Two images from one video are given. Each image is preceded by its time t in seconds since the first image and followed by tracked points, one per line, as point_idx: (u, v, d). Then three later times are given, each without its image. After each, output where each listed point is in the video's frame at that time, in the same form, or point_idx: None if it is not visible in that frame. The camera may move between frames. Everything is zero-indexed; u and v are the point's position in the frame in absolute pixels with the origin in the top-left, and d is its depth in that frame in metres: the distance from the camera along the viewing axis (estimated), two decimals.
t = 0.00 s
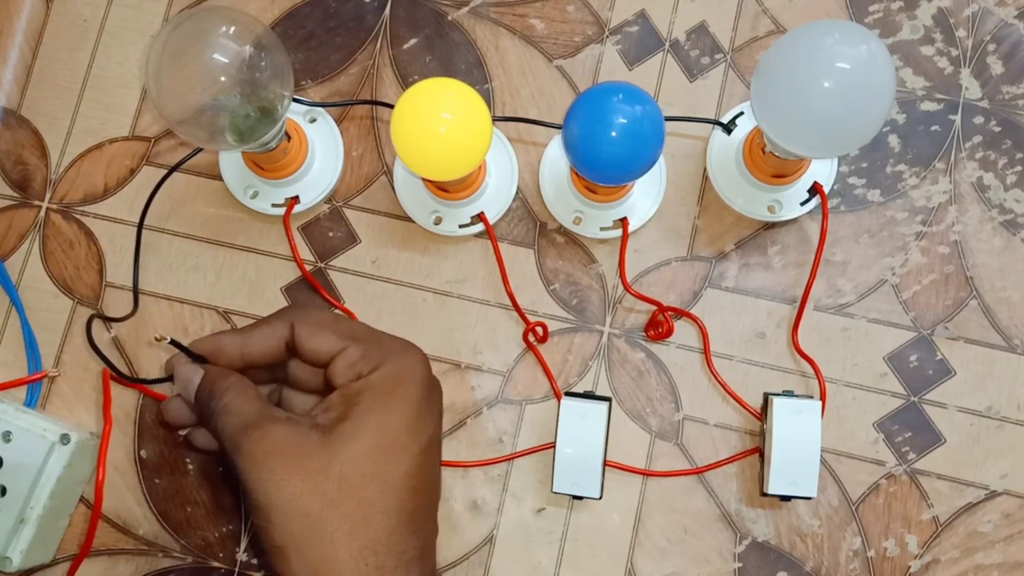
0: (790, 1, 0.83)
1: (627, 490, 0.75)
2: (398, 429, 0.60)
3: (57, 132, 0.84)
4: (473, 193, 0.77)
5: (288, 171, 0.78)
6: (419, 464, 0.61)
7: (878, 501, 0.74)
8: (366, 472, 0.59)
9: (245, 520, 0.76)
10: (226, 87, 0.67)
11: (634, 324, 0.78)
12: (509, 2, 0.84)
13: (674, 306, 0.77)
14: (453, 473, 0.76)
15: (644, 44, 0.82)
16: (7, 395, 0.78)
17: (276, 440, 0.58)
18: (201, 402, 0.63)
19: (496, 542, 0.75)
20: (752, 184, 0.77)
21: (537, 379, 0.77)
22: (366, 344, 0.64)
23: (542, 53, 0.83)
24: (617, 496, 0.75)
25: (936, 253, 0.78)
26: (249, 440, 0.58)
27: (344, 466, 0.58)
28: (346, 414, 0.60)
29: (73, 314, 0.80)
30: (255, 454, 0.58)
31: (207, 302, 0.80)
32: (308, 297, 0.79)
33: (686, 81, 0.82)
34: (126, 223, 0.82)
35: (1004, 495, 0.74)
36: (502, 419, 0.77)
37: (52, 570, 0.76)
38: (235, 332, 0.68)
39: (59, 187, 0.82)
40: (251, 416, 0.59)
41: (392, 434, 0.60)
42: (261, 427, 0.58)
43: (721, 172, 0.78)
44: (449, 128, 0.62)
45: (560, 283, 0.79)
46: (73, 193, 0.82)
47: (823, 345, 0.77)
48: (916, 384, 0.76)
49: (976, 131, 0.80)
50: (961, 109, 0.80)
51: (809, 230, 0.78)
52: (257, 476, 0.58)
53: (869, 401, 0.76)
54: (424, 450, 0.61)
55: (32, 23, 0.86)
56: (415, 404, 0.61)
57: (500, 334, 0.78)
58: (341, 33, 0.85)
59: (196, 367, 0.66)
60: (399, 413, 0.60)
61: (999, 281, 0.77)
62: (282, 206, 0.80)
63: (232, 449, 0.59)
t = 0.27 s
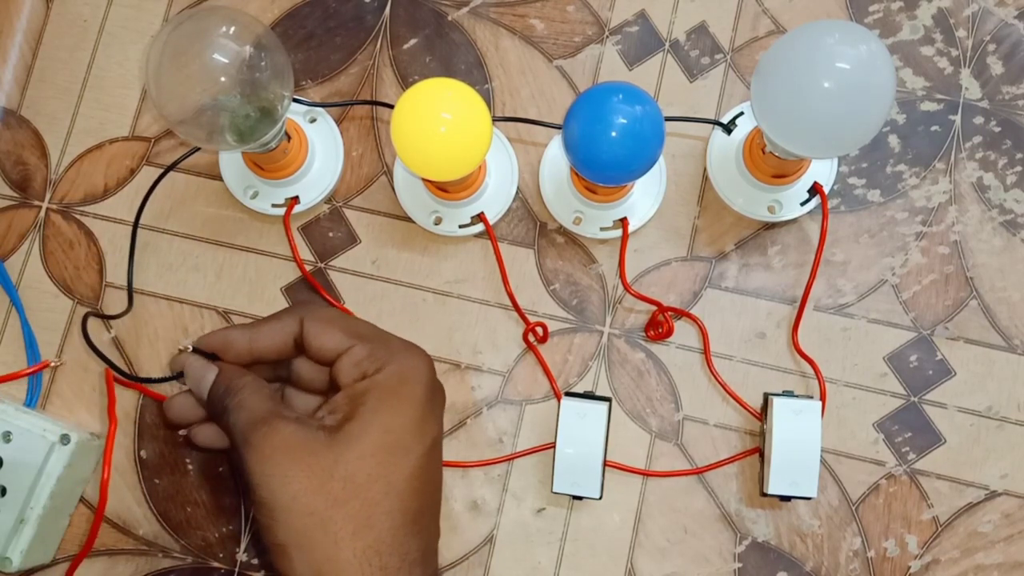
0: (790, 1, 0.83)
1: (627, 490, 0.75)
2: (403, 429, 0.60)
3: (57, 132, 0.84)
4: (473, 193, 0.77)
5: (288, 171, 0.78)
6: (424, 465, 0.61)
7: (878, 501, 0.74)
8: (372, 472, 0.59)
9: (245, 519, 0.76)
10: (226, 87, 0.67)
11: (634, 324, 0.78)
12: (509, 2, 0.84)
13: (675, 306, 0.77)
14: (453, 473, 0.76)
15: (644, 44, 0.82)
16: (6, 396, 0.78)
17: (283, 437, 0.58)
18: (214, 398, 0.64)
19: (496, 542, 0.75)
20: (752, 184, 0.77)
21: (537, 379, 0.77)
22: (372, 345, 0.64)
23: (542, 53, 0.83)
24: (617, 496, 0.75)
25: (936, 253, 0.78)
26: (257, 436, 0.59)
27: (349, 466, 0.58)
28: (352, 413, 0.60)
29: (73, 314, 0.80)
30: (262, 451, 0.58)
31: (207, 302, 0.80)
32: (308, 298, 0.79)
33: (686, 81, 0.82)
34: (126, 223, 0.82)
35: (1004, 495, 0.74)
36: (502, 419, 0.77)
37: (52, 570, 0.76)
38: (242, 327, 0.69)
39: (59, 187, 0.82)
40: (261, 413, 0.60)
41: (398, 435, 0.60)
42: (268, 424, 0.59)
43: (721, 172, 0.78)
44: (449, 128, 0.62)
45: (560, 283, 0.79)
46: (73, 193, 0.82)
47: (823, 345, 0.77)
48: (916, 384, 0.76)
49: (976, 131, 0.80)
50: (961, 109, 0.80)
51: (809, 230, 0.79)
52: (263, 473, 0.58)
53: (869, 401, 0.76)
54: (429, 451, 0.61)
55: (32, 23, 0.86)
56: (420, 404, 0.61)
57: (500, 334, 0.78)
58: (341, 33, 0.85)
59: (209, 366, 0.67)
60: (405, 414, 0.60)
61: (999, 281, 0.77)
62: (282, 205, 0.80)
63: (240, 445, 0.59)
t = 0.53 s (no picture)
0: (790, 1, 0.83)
1: (627, 490, 0.75)
2: (395, 421, 0.60)
3: (57, 132, 0.84)
4: (473, 193, 0.77)
5: (288, 171, 0.78)
6: (417, 456, 0.61)
7: (878, 501, 0.74)
8: (364, 465, 0.59)
9: (245, 519, 0.76)
10: (226, 87, 0.67)
11: (634, 324, 0.78)
12: (509, 2, 0.84)
13: (674, 306, 0.77)
14: (453, 473, 0.76)
15: (644, 44, 0.82)
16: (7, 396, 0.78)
17: (275, 433, 0.59)
18: (209, 390, 0.64)
19: (496, 542, 0.75)
20: (752, 184, 0.77)
21: (537, 379, 0.77)
22: (364, 333, 0.64)
23: (542, 53, 0.83)
24: (617, 496, 0.75)
25: (936, 253, 0.78)
26: (250, 431, 0.60)
27: (342, 459, 0.59)
28: (344, 406, 0.60)
29: (73, 314, 0.80)
30: (255, 447, 0.59)
31: (207, 302, 0.80)
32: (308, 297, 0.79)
33: (686, 81, 0.81)
34: (126, 223, 0.82)
35: (1004, 495, 0.74)
36: (502, 419, 0.77)
37: (52, 570, 0.76)
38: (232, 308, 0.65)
39: (59, 187, 0.82)
40: (252, 409, 0.61)
41: (390, 427, 0.60)
42: (261, 420, 0.60)
43: (721, 172, 0.78)
44: (449, 128, 0.62)
45: (560, 283, 0.79)
46: (73, 193, 0.82)
47: (823, 345, 0.77)
48: (916, 384, 0.76)
49: (977, 130, 0.80)
50: (961, 108, 0.80)
51: (809, 230, 0.78)
52: (257, 468, 0.59)
53: (869, 401, 0.76)
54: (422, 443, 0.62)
55: (32, 23, 0.86)
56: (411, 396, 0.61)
57: (500, 333, 0.78)
58: (341, 33, 0.85)
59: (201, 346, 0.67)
60: (396, 406, 0.61)
61: (999, 280, 0.77)
62: (282, 205, 0.80)
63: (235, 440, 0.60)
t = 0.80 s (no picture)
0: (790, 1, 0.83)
1: (627, 490, 0.75)
2: (364, 348, 0.58)
3: (57, 132, 0.84)
4: (473, 193, 0.77)
5: (288, 172, 0.78)
6: (391, 385, 0.59)
7: (878, 501, 0.74)
8: (335, 395, 0.57)
9: (245, 519, 0.76)
10: (226, 87, 0.67)
11: (634, 324, 0.78)
12: (509, 2, 0.84)
13: (674, 306, 0.77)
14: (453, 473, 0.76)
15: (644, 44, 0.82)
16: (7, 396, 0.78)
17: (242, 369, 0.58)
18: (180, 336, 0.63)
19: (496, 542, 0.75)
20: (752, 184, 0.77)
21: (537, 380, 0.77)
22: (327, 264, 0.62)
23: (542, 53, 0.83)
24: (617, 496, 0.75)
25: (936, 253, 0.78)
26: (218, 370, 0.58)
27: (310, 390, 0.57)
28: (312, 337, 0.59)
29: (73, 314, 0.80)
30: (226, 381, 0.58)
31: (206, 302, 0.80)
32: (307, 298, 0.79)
33: (686, 81, 0.82)
34: (126, 223, 0.82)
35: (1004, 495, 0.74)
36: (502, 419, 0.77)
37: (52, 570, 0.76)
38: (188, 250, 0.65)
39: (59, 187, 0.82)
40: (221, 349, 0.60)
41: (359, 355, 0.58)
42: (228, 358, 0.58)
43: (721, 172, 0.78)
44: (449, 128, 0.62)
45: (560, 283, 0.79)
46: (73, 193, 0.82)
47: (822, 345, 0.77)
48: (916, 384, 0.76)
49: (977, 131, 0.80)
50: (961, 108, 0.80)
51: (809, 230, 0.78)
52: (229, 407, 0.58)
53: (869, 401, 0.76)
54: (395, 373, 0.60)
55: (32, 23, 0.86)
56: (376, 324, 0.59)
57: (500, 333, 0.78)
58: (341, 33, 0.85)
59: (167, 289, 0.64)
60: (363, 334, 0.59)
61: (999, 281, 0.77)
62: (281, 206, 0.80)
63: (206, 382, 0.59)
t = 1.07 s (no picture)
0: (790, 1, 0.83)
1: (627, 490, 0.75)
2: (238, 307, 0.56)
3: (57, 132, 0.84)
4: (472, 193, 0.77)
5: (289, 171, 0.78)
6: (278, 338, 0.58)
7: (878, 501, 0.74)
8: (224, 358, 0.56)
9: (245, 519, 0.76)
10: (227, 87, 0.67)
11: (634, 324, 0.78)
12: (509, 2, 0.84)
13: (675, 306, 0.77)
14: (453, 473, 0.76)
15: (644, 44, 0.82)
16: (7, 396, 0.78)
17: (125, 353, 0.56)
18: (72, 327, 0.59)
19: (496, 542, 0.75)
20: (751, 184, 0.77)
21: (537, 380, 0.77)
22: (183, 226, 0.57)
23: (543, 53, 0.83)
24: (617, 496, 0.75)
25: (936, 253, 0.78)
26: (101, 358, 0.56)
27: (199, 356, 0.56)
28: (179, 307, 0.56)
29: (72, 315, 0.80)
30: (110, 370, 0.56)
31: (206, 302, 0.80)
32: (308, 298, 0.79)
33: (686, 81, 0.82)
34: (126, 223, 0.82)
35: (1004, 495, 0.74)
36: (502, 419, 0.77)
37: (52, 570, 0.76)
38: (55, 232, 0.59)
39: (59, 187, 0.82)
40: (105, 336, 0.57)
41: (240, 312, 0.56)
42: (108, 344, 0.56)
43: (721, 172, 0.78)
44: (449, 128, 0.62)
45: (560, 283, 0.79)
46: (73, 193, 0.82)
47: (822, 345, 0.77)
48: (916, 384, 0.76)
49: (976, 131, 0.80)
50: (961, 108, 0.80)
51: (809, 230, 0.78)
52: (118, 391, 0.56)
53: (869, 401, 0.76)
54: (286, 323, 0.58)
55: (32, 23, 0.86)
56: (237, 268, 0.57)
57: (500, 334, 0.78)
58: (341, 34, 0.85)
59: (51, 283, 0.59)
60: (239, 290, 0.56)
61: (999, 281, 0.77)
62: (282, 206, 0.80)
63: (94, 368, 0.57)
